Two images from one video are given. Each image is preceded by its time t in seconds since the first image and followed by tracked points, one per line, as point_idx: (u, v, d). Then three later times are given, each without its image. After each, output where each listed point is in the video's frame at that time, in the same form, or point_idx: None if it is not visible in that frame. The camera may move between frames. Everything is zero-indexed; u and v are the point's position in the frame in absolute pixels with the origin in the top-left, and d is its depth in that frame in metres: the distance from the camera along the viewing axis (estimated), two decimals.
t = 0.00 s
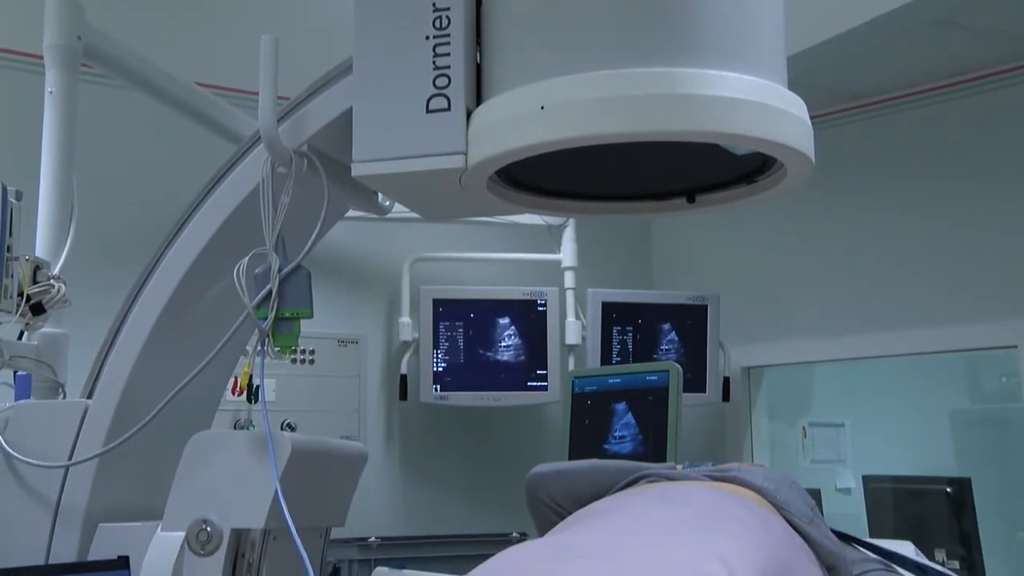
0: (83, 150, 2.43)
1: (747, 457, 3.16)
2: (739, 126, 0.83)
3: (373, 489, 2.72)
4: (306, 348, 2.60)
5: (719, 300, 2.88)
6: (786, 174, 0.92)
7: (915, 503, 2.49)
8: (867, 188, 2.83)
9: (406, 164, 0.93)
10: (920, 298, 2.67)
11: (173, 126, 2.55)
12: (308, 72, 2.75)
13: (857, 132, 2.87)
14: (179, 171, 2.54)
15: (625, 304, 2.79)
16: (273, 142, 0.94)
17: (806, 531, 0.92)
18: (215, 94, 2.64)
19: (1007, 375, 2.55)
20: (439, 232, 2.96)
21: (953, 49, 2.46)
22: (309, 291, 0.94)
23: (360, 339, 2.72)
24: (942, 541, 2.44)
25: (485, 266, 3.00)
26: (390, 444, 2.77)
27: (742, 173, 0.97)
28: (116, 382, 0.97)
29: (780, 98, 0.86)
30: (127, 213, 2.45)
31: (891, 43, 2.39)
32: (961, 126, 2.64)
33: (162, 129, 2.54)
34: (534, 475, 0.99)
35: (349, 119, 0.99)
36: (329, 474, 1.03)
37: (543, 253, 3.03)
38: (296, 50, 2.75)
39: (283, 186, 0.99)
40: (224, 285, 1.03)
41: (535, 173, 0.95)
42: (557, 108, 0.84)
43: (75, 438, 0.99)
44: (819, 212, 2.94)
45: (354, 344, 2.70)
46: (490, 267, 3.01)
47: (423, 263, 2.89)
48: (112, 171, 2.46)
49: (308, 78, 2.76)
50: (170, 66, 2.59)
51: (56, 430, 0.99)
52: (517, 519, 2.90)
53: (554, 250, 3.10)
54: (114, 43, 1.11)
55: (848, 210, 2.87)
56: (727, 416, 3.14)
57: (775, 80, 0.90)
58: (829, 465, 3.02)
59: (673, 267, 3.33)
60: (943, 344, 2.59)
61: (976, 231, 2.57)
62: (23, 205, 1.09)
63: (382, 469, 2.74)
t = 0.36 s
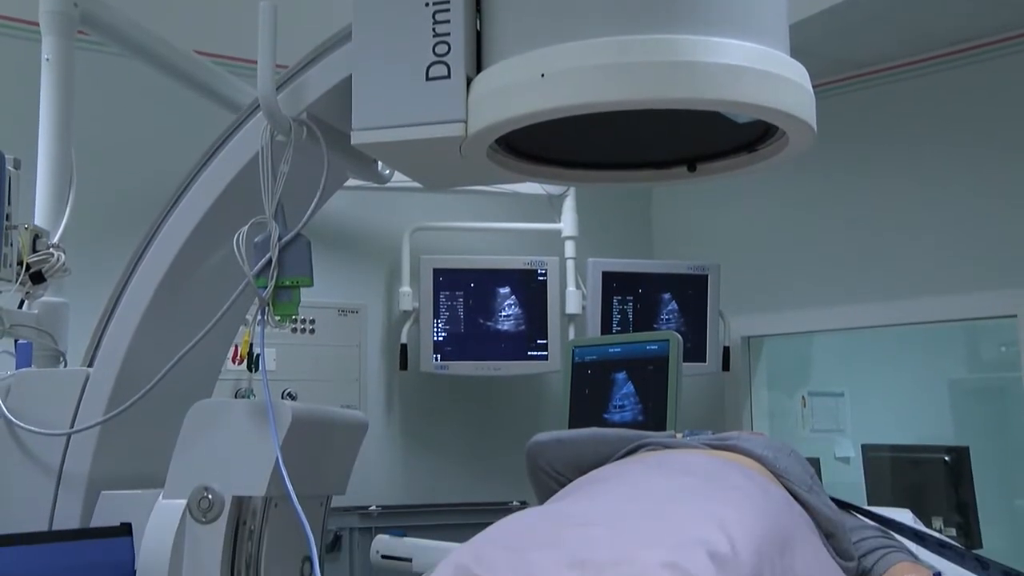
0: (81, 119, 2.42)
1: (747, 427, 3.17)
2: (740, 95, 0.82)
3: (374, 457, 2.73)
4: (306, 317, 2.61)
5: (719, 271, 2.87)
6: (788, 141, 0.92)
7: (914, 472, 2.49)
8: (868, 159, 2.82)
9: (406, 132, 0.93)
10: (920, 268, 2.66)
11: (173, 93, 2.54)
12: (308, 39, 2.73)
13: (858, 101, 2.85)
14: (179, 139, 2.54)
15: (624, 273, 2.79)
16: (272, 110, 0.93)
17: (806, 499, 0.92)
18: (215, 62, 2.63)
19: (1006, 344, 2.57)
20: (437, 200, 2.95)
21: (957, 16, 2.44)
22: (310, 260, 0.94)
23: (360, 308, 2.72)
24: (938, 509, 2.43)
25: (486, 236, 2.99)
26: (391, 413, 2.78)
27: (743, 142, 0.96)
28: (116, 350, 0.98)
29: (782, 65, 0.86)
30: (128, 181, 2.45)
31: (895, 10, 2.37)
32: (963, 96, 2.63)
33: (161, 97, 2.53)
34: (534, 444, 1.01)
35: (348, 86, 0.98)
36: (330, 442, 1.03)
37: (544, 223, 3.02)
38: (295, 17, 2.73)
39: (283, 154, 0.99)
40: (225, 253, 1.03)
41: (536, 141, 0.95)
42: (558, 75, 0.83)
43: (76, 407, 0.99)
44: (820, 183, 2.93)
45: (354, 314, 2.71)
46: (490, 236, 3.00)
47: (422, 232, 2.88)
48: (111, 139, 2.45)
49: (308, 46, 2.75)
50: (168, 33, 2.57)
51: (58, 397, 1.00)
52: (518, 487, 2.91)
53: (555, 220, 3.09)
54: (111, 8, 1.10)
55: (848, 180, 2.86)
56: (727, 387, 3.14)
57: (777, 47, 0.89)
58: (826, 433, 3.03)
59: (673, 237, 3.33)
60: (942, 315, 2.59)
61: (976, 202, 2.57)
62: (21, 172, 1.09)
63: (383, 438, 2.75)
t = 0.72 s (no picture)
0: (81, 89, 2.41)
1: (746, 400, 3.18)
2: (744, 64, 0.82)
3: (376, 428, 2.74)
4: (307, 290, 2.60)
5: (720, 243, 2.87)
6: (791, 110, 0.91)
7: (913, 443, 2.50)
8: (870, 131, 2.81)
9: (407, 102, 0.92)
10: (921, 241, 2.67)
11: (173, 64, 2.53)
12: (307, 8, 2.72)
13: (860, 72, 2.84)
14: (179, 109, 2.53)
15: (625, 244, 2.78)
16: (272, 80, 0.92)
17: (806, 468, 0.92)
18: (214, 32, 2.61)
19: (1007, 316, 2.59)
20: (436, 171, 2.95)
21: None
22: (310, 230, 0.94)
23: (361, 280, 2.72)
24: (938, 479, 2.44)
25: (487, 207, 2.99)
26: (393, 386, 2.78)
27: (745, 112, 0.96)
28: (117, 319, 0.98)
29: (786, 34, 0.85)
30: (128, 152, 2.44)
31: None
32: (965, 66, 2.63)
33: (161, 68, 2.52)
34: (535, 414, 1.02)
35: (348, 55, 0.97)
36: (332, 411, 1.03)
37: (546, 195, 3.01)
38: None
39: (283, 124, 0.98)
40: (226, 222, 1.03)
41: (538, 111, 0.95)
42: (560, 44, 0.82)
43: (80, 374, 0.99)
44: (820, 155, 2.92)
45: (355, 285, 2.69)
46: (491, 207, 3.00)
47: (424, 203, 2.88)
48: (111, 109, 2.44)
49: (307, 16, 2.73)
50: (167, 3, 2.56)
51: (63, 366, 1.00)
52: (519, 456, 2.93)
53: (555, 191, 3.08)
54: None
55: (849, 152, 2.85)
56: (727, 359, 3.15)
57: (781, 14, 0.88)
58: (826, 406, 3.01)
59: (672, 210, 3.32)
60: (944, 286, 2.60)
61: (977, 176, 2.59)
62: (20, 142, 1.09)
63: (386, 409, 2.77)
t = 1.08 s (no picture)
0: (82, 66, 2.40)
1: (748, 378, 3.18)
2: (747, 40, 0.81)
3: (378, 406, 2.74)
4: (308, 268, 2.61)
5: (722, 221, 2.87)
6: (795, 86, 0.91)
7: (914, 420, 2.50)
8: (872, 108, 2.80)
9: (408, 78, 0.92)
10: (924, 220, 2.67)
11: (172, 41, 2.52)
12: None
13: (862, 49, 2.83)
14: (178, 86, 2.52)
15: (626, 222, 2.77)
16: (273, 56, 0.92)
17: (807, 445, 0.92)
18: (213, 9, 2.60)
19: (1009, 294, 2.62)
20: (436, 147, 2.93)
21: None
22: (312, 206, 0.94)
23: (363, 258, 2.72)
24: (938, 456, 2.44)
25: (489, 184, 2.98)
26: (395, 364, 2.79)
27: (748, 89, 0.96)
28: (120, 298, 0.98)
29: (790, 10, 0.84)
30: (128, 129, 2.44)
31: None
32: (968, 43, 2.62)
33: (160, 45, 2.51)
34: (536, 392, 1.03)
35: (349, 31, 0.97)
36: (334, 389, 1.04)
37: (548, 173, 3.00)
38: None
39: (285, 101, 0.98)
40: (229, 199, 1.03)
41: (540, 88, 0.94)
42: (562, 20, 0.81)
43: (83, 350, 0.99)
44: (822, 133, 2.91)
45: (356, 264, 2.70)
46: (493, 184, 2.99)
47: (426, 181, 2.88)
48: (111, 86, 2.43)
49: None
50: None
51: (67, 342, 1.00)
52: (521, 433, 2.94)
53: (557, 169, 3.07)
54: None
55: (851, 130, 2.84)
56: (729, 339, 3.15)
57: None
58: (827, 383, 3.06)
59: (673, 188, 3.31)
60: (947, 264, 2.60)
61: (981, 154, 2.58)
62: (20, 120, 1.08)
63: (389, 386, 2.77)
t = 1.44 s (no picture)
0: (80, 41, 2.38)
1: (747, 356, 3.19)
2: (750, 14, 0.80)
3: (378, 381, 2.75)
4: (308, 245, 2.62)
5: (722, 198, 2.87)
6: (797, 61, 0.90)
7: (914, 397, 2.51)
8: (874, 84, 2.79)
9: (408, 51, 0.91)
10: (925, 198, 2.67)
11: (170, 16, 2.50)
12: None
13: (864, 25, 2.82)
14: (177, 62, 2.51)
15: (626, 198, 2.77)
16: (272, 31, 0.91)
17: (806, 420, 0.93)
18: None
19: (1008, 272, 2.67)
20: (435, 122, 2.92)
21: None
22: (311, 181, 0.93)
23: (363, 235, 2.72)
24: (938, 431, 2.45)
25: (489, 159, 2.97)
26: (395, 340, 2.79)
27: (750, 63, 0.95)
28: (119, 274, 0.97)
29: None
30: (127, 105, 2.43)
31: None
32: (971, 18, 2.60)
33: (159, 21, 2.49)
34: (537, 366, 1.03)
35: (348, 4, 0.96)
36: (334, 364, 1.04)
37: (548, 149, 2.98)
38: None
39: (284, 76, 0.97)
40: (228, 174, 1.03)
41: (540, 62, 0.94)
42: None
43: (83, 326, 0.99)
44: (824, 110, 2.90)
45: (357, 241, 2.71)
46: (492, 159, 2.98)
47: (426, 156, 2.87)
48: (109, 61, 2.41)
49: None
50: None
51: (66, 318, 1.00)
52: (521, 408, 2.94)
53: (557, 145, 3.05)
54: None
55: (853, 106, 2.83)
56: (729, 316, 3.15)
57: None
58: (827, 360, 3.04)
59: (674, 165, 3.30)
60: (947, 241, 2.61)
61: (982, 131, 2.57)
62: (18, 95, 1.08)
63: (390, 362, 2.78)
